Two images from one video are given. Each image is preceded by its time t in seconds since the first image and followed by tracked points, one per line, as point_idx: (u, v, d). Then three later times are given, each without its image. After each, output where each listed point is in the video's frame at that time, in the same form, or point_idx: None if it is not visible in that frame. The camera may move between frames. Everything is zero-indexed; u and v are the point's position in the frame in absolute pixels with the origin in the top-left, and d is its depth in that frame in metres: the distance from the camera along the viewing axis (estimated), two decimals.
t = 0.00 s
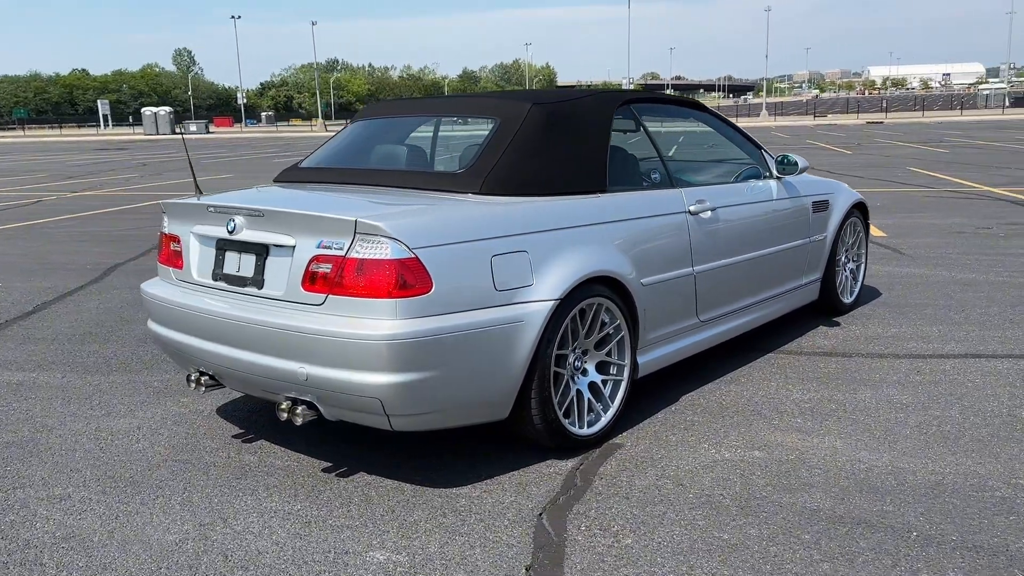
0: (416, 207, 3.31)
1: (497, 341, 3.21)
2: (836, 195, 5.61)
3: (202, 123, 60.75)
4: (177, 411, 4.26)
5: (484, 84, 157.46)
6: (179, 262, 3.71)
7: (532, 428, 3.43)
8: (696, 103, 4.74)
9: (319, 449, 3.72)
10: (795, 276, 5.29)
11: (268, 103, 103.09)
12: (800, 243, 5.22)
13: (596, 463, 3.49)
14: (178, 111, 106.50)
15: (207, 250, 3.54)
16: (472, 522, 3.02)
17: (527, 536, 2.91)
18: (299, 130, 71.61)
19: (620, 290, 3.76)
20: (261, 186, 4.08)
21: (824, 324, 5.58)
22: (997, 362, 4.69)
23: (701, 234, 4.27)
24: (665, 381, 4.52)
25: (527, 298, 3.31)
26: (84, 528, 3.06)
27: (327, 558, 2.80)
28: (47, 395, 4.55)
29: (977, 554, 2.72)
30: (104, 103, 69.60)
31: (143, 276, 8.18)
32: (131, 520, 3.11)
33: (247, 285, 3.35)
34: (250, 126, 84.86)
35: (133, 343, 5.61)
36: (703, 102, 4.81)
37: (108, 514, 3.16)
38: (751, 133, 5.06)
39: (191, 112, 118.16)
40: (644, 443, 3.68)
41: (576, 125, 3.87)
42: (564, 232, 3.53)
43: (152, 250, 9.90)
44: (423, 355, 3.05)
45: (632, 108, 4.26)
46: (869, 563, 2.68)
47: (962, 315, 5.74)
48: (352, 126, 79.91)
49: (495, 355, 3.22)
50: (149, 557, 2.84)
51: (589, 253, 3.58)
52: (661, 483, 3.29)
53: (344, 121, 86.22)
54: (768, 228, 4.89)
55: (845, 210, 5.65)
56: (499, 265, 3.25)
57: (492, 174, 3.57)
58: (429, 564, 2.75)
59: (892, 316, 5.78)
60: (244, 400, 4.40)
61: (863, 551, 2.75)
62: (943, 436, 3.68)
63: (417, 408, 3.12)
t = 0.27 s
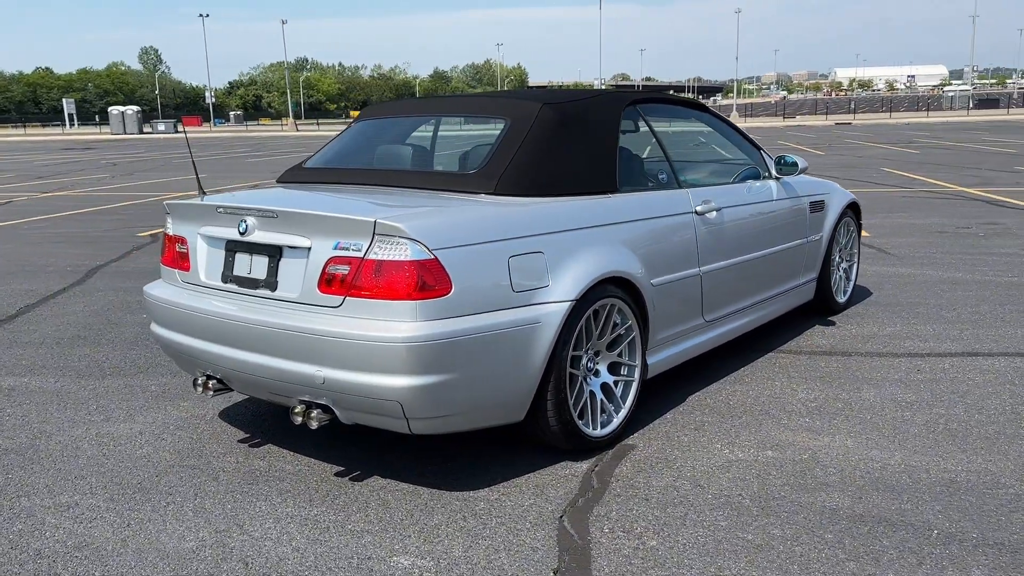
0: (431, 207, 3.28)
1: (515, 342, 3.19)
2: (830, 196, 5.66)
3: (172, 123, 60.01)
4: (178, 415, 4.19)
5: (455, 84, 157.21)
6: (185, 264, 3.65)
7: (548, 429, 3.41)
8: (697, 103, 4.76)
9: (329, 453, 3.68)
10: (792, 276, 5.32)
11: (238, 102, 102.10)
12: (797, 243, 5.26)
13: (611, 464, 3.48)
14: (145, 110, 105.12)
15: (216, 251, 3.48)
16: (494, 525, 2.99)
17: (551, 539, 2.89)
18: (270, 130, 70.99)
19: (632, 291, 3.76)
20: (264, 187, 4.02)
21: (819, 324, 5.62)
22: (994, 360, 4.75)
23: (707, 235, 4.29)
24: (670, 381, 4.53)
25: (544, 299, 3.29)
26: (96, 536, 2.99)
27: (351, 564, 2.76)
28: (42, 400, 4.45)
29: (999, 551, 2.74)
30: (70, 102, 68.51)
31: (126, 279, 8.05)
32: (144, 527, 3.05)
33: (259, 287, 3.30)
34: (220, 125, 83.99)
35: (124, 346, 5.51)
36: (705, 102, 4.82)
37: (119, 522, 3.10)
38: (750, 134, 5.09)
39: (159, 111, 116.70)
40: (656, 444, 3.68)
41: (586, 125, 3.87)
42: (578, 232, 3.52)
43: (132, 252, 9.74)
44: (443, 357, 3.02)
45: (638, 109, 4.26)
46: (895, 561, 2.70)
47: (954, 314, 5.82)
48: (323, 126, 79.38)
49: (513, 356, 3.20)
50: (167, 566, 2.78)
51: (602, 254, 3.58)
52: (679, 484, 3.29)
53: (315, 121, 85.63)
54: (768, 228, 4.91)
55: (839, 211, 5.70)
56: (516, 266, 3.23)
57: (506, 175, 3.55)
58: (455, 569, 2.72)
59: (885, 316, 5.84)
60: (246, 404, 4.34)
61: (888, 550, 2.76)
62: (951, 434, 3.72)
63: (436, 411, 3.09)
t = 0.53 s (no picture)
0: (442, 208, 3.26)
1: (527, 343, 3.18)
2: (821, 196, 5.72)
3: (139, 123, 59.20)
4: (177, 420, 4.13)
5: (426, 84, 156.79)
6: (187, 266, 3.59)
7: (559, 430, 3.41)
8: (695, 105, 4.78)
9: (336, 456, 3.64)
10: (785, 276, 5.37)
11: (206, 102, 100.97)
12: (790, 243, 5.31)
13: (621, 464, 3.48)
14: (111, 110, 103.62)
15: (222, 253, 3.43)
16: (510, 527, 2.98)
17: (570, 540, 2.89)
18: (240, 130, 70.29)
19: (637, 291, 3.76)
20: (264, 187, 3.98)
21: (811, 323, 5.68)
22: (985, 358, 4.83)
23: (707, 235, 4.31)
24: (670, 381, 4.55)
25: (555, 300, 3.29)
26: (105, 544, 2.93)
27: (369, 569, 2.74)
28: (34, 406, 4.37)
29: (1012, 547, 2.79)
30: (34, 102, 67.32)
31: (107, 282, 7.92)
32: (154, 535, 3.00)
33: (268, 289, 3.26)
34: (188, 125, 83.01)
35: (113, 350, 5.42)
36: (701, 104, 4.85)
37: (128, 529, 3.04)
38: (745, 135, 5.12)
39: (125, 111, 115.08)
40: (663, 443, 3.69)
41: (590, 127, 3.87)
42: (586, 233, 3.52)
43: (110, 254, 9.59)
44: (457, 358, 3.01)
45: (639, 110, 4.27)
46: (911, 558, 2.73)
47: (941, 312, 5.90)
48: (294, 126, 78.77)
49: (525, 357, 3.19)
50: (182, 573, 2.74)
51: (610, 254, 3.58)
52: (690, 483, 3.30)
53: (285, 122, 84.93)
54: (763, 228, 4.96)
55: (829, 211, 5.76)
56: (527, 267, 3.23)
57: (514, 176, 3.55)
58: (476, 572, 2.70)
59: (874, 315, 5.91)
60: (245, 408, 4.28)
61: (903, 547, 2.79)
62: (951, 431, 3.77)
63: (450, 412, 3.07)
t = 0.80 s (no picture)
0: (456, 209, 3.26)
1: (543, 343, 3.19)
2: (813, 196, 5.78)
3: (105, 123, 58.33)
4: (179, 423, 4.08)
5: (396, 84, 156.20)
6: (195, 268, 3.56)
7: (572, 430, 3.42)
8: (693, 105, 4.82)
9: (346, 458, 3.62)
10: (779, 275, 5.43)
11: (173, 102, 99.73)
12: (784, 242, 5.37)
13: (632, 463, 3.50)
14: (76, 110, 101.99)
15: (232, 255, 3.40)
16: (530, 527, 2.99)
17: (591, 539, 2.90)
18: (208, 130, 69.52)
19: (645, 290, 3.79)
20: (269, 188, 3.94)
21: (803, 322, 5.74)
22: (976, 354, 4.92)
23: (708, 235, 4.35)
24: (671, 380, 4.58)
25: (568, 300, 3.30)
26: (121, 550, 2.89)
27: (393, 570, 2.73)
28: (30, 411, 4.29)
29: None
30: None
31: (89, 284, 7.79)
32: (170, 539, 2.96)
33: (281, 291, 3.24)
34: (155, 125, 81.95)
35: (104, 353, 5.34)
36: (699, 105, 4.89)
37: (142, 534, 3.00)
38: (741, 136, 5.17)
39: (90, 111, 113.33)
40: (672, 441, 3.72)
41: (597, 127, 3.89)
42: (597, 233, 3.54)
43: (89, 256, 9.44)
44: (475, 359, 3.01)
45: (642, 110, 4.30)
46: (929, 551, 2.77)
47: (928, 310, 6.00)
48: (263, 127, 78.07)
49: (541, 357, 3.20)
50: None
51: (619, 254, 3.60)
52: (703, 481, 3.33)
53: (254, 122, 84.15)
54: (759, 228, 5.01)
55: (820, 211, 5.83)
56: (542, 267, 3.24)
57: (524, 177, 3.55)
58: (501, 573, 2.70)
59: (864, 312, 6.00)
60: (247, 410, 4.25)
61: (919, 540, 2.84)
62: (952, 426, 3.84)
63: (467, 413, 3.07)
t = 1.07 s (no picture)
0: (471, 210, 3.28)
1: (559, 343, 3.21)
2: (804, 196, 5.86)
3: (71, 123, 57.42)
4: (183, 426, 4.04)
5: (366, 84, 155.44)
6: (205, 270, 3.53)
7: (585, 428, 3.45)
8: (691, 107, 4.87)
9: (357, 460, 3.62)
10: (773, 274, 5.50)
11: (140, 101, 98.41)
12: (778, 242, 5.44)
13: (644, 461, 3.54)
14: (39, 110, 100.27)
15: (244, 257, 3.39)
16: (550, 526, 3.00)
17: (612, 537, 2.92)
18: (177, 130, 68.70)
19: (653, 290, 3.82)
20: (275, 190, 3.93)
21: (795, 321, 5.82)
22: (967, 351, 5.02)
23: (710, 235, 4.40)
24: (673, 379, 4.62)
25: (582, 300, 3.33)
26: (139, 555, 2.86)
27: (418, 571, 2.73)
28: (28, 416, 4.23)
29: None
30: None
31: (73, 286, 7.68)
32: (188, 543, 2.94)
33: (296, 293, 3.23)
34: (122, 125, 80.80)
35: (97, 356, 5.27)
36: (697, 106, 4.93)
37: (159, 538, 2.98)
38: (736, 137, 5.23)
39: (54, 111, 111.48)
40: (681, 440, 3.75)
41: (603, 128, 3.92)
42: (607, 233, 3.57)
43: (69, 258, 9.30)
44: (494, 359, 3.02)
45: (645, 112, 4.33)
46: (943, 544, 2.83)
47: (916, 308, 6.11)
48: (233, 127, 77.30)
49: (556, 357, 3.22)
50: None
51: (629, 254, 3.63)
52: (716, 478, 3.37)
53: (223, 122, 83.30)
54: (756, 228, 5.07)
55: (811, 211, 5.91)
56: (557, 268, 3.26)
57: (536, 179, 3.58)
58: (526, 572, 2.72)
59: (854, 311, 6.09)
60: (251, 413, 4.22)
61: (933, 534, 2.90)
62: (952, 421, 3.91)
63: (485, 413, 3.08)
